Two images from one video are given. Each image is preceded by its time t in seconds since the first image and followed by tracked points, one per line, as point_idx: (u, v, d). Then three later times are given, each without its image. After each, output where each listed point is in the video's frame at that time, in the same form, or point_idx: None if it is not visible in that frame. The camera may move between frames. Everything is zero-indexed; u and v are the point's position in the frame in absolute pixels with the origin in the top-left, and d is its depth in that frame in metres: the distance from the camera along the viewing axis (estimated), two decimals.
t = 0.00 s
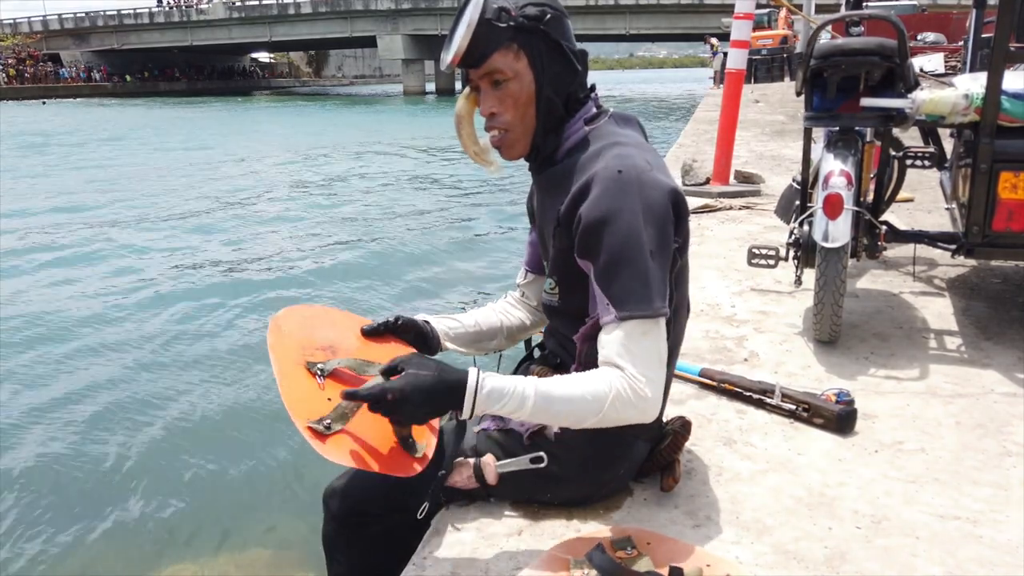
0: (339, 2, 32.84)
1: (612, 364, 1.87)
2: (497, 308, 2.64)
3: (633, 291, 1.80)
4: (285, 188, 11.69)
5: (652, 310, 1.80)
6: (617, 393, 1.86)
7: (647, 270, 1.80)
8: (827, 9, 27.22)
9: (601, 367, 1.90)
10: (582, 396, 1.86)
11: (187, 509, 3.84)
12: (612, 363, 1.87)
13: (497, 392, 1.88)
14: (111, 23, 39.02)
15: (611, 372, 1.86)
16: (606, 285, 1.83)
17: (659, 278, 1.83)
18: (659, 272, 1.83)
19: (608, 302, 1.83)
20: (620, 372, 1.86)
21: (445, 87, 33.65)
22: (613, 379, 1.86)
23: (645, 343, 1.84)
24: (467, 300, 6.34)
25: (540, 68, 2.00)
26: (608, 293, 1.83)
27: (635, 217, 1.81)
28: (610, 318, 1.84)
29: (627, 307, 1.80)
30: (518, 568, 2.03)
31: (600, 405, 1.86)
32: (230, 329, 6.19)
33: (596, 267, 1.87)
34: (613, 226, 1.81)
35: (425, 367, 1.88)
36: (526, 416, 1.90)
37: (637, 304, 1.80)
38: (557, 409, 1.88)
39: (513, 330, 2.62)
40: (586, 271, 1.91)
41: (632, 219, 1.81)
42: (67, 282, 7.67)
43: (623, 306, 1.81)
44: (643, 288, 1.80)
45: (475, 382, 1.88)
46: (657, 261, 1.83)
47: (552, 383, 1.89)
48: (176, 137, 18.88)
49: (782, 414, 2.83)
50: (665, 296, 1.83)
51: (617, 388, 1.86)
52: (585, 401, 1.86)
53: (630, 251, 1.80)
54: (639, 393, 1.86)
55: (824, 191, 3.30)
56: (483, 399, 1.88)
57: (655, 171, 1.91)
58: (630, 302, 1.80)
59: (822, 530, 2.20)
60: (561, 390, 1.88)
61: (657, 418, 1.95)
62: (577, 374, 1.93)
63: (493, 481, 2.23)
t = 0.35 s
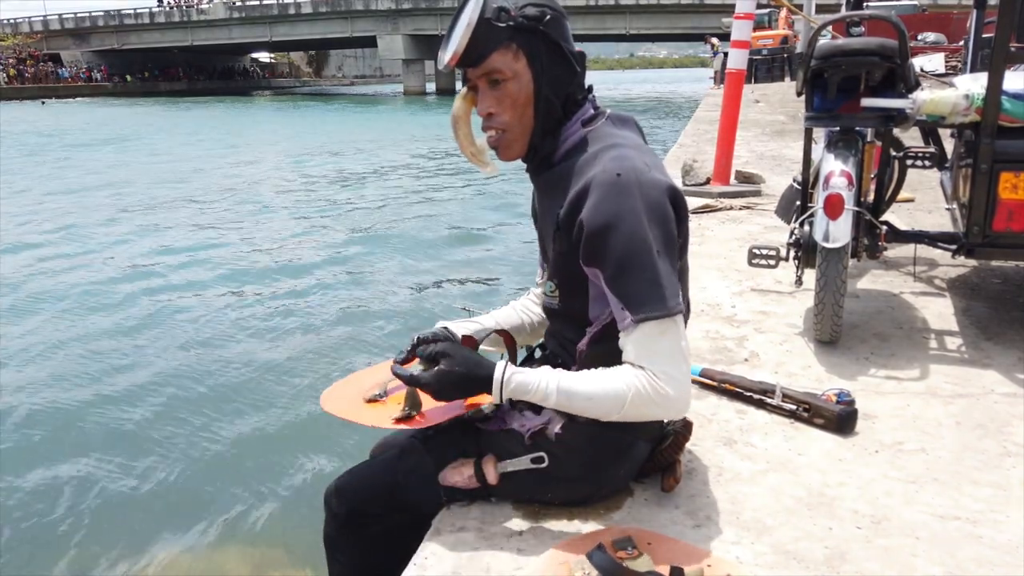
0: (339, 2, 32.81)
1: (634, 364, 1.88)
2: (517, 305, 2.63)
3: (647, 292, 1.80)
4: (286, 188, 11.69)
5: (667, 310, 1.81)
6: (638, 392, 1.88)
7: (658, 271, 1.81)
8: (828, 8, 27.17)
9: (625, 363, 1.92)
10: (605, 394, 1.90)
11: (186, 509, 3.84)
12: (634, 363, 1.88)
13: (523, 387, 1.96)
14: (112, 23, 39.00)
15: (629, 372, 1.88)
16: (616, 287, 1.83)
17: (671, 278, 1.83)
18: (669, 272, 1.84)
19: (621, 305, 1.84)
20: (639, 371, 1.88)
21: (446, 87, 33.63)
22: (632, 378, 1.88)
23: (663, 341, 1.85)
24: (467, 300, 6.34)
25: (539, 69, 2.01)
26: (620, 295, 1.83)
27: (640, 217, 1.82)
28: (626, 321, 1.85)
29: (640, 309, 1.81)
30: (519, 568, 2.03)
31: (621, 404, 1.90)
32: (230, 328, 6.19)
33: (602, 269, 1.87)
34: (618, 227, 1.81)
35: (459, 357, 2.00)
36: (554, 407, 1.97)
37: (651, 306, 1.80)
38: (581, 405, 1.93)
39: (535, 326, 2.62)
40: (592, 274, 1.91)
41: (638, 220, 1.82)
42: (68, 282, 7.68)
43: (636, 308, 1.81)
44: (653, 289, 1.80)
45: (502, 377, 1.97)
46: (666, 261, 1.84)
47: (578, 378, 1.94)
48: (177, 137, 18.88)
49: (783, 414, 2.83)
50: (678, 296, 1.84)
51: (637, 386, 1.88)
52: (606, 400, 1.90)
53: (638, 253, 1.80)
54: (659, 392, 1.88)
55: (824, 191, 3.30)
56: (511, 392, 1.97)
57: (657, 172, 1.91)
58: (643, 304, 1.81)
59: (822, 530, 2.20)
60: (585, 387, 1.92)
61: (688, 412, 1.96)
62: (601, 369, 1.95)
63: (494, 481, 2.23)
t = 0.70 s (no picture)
0: (339, 2, 32.82)
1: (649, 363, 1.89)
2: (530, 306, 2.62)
3: (653, 290, 1.81)
4: (287, 188, 11.69)
5: (674, 306, 1.81)
6: (653, 389, 1.89)
7: (662, 268, 1.81)
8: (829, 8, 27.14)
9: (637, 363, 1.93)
10: (623, 393, 1.91)
11: (187, 510, 3.84)
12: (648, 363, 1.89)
13: (543, 394, 1.99)
14: (112, 23, 39.00)
15: (639, 371, 1.90)
16: (621, 286, 1.84)
17: (676, 275, 1.84)
18: (674, 269, 1.84)
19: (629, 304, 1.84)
20: (650, 370, 1.89)
21: (446, 86, 33.62)
22: (644, 377, 1.89)
23: (673, 336, 1.85)
24: (468, 300, 6.35)
25: (536, 70, 2.01)
26: (626, 293, 1.84)
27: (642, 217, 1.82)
28: (635, 319, 1.85)
29: (649, 307, 1.82)
30: (520, 569, 2.03)
31: (639, 402, 1.90)
32: (231, 327, 6.20)
33: (604, 269, 1.87)
34: (620, 227, 1.82)
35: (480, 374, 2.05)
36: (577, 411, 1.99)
37: (658, 303, 1.81)
38: (602, 406, 1.95)
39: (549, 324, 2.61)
40: (594, 274, 1.91)
41: (640, 220, 1.82)
42: (69, 282, 7.68)
43: (643, 306, 1.82)
44: (658, 286, 1.81)
45: (522, 387, 2.00)
46: (670, 258, 1.85)
47: (595, 380, 1.95)
48: (178, 137, 18.89)
49: (783, 414, 2.84)
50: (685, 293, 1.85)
51: (651, 383, 1.88)
52: (623, 399, 1.91)
53: (642, 252, 1.81)
54: (675, 387, 1.88)
55: (825, 191, 3.30)
56: (534, 402, 2.00)
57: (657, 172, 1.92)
58: (650, 301, 1.81)
59: (822, 530, 2.21)
60: (604, 388, 1.93)
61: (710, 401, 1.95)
62: (618, 369, 1.96)
63: (495, 480, 2.22)
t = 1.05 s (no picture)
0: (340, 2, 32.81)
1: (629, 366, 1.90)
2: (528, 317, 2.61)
3: (635, 294, 1.81)
4: (287, 188, 11.69)
5: (656, 312, 1.81)
6: (629, 393, 1.90)
7: (646, 273, 1.81)
8: (829, 8, 27.14)
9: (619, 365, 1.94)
10: (599, 393, 1.93)
11: (187, 509, 3.84)
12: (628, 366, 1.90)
13: (526, 384, 2.00)
14: (113, 23, 38.98)
15: (620, 375, 1.91)
16: (605, 288, 1.85)
17: (661, 281, 1.84)
18: (659, 274, 1.84)
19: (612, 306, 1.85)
20: (630, 375, 1.90)
21: (446, 86, 33.61)
22: (624, 380, 1.90)
23: (655, 343, 1.85)
24: (468, 300, 6.34)
25: (531, 69, 2.01)
26: (610, 296, 1.84)
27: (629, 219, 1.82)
28: (617, 321, 1.86)
29: (631, 311, 1.82)
30: (520, 569, 2.03)
31: (614, 405, 1.92)
32: (231, 327, 6.20)
33: (590, 270, 1.88)
34: (607, 229, 1.82)
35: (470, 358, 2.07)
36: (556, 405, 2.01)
37: (641, 307, 1.81)
38: (578, 404, 1.97)
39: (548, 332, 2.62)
40: (580, 275, 1.92)
41: (627, 222, 1.82)
42: (69, 282, 7.68)
43: (625, 309, 1.83)
44: (642, 291, 1.81)
45: (506, 372, 2.02)
46: (656, 263, 1.84)
47: (577, 377, 1.97)
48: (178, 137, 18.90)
49: (783, 414, 2.83)
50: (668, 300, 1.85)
51: (629, 388, 1.90)
52: (601, 401, 1.93)
53: (627, 255, 1.81)
54: (651, 394, 1.89)
55: (826, 191, 3.29)
56: (515, 390, 2.02)
57: (648, 176, 1.91)
58: (632, 304, 1.82)
59: (822, 530, 2.20)
60: (583, 384, 1.95)
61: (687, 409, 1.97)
62: (602, 368, 1.97)
63: (494, 479, 2.22)
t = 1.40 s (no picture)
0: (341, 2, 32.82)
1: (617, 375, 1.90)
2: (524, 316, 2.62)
3: (623, 296, 1.81)
4: (288, 188, 11.68)
5: (645, 314, 1.81)
6: (618, 400, 1.90)
7: (634, 274, 1.81)
8: (829, 9, 27.16)
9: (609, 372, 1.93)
10: (587, 404, 1.94)
11: (188, 508, 3.83)
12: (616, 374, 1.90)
13: (519, 397, 2.04)
14: (113, 23, 38.97)
15: (608, 382, 1.91)
16: (594, 291, 1.84)
17: (649, 283, 1.83)
18: (648, 276, 1.84)
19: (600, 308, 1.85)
20: (618, 380, 1.90)
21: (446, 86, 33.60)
22: (613, 387, 1.90)
23: (644, 348, 1.84)
24: (468, 299, 6.34)
25: (519, 71, 2.01)
26: (599, 297, 1.84)
27: (617, 221, 1.82)
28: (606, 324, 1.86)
29: (620, 313, 1.82)
30: (520, 568, 2.02)
31: (604, 413, 1.92)
32: (231, 326, 6.19)
33: (579, 272, 1.88)
34: (595, 231, 1.82)
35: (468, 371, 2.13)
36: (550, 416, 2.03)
37: (629, 310, 1.81)
38: (568, 414, 1.98)
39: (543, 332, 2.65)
40: (571, 277, 1.91)
41: (614, 224, 1.82)
42: (70, 281, 7.66)
43: (614, 312, 1.83)
44: (631, 293, 1.81)
45: (500, 387, 2.06)
46: (645, 265, 1.84)
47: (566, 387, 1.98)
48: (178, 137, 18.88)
49: (784, 413, 2.83)
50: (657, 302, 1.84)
51: (617, 395, 1.90)
52: (590, 410, 1.93)
53: (615, 257, 1.81)
54: (639, 400, 1.88)
55: (826, 191, 3.29)
56: (510, 404, 2.06)
57: (637, 177, 1.91)
58: (620, 307, 1.81)
59: (822, 529, 2.20)
60: (573, 394, 1.96)
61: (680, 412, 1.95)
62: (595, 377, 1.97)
63: (494, 479, 2.22)
